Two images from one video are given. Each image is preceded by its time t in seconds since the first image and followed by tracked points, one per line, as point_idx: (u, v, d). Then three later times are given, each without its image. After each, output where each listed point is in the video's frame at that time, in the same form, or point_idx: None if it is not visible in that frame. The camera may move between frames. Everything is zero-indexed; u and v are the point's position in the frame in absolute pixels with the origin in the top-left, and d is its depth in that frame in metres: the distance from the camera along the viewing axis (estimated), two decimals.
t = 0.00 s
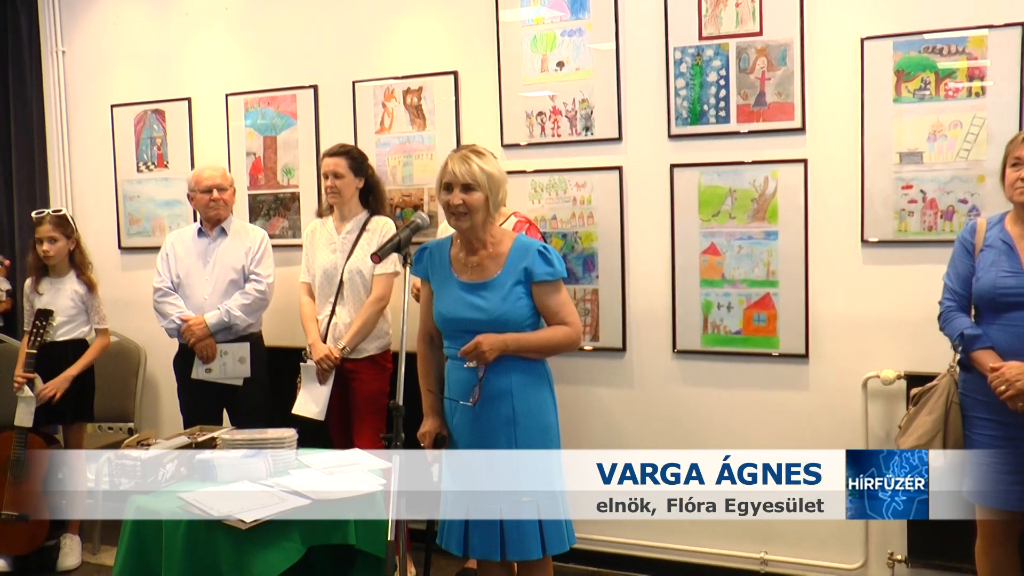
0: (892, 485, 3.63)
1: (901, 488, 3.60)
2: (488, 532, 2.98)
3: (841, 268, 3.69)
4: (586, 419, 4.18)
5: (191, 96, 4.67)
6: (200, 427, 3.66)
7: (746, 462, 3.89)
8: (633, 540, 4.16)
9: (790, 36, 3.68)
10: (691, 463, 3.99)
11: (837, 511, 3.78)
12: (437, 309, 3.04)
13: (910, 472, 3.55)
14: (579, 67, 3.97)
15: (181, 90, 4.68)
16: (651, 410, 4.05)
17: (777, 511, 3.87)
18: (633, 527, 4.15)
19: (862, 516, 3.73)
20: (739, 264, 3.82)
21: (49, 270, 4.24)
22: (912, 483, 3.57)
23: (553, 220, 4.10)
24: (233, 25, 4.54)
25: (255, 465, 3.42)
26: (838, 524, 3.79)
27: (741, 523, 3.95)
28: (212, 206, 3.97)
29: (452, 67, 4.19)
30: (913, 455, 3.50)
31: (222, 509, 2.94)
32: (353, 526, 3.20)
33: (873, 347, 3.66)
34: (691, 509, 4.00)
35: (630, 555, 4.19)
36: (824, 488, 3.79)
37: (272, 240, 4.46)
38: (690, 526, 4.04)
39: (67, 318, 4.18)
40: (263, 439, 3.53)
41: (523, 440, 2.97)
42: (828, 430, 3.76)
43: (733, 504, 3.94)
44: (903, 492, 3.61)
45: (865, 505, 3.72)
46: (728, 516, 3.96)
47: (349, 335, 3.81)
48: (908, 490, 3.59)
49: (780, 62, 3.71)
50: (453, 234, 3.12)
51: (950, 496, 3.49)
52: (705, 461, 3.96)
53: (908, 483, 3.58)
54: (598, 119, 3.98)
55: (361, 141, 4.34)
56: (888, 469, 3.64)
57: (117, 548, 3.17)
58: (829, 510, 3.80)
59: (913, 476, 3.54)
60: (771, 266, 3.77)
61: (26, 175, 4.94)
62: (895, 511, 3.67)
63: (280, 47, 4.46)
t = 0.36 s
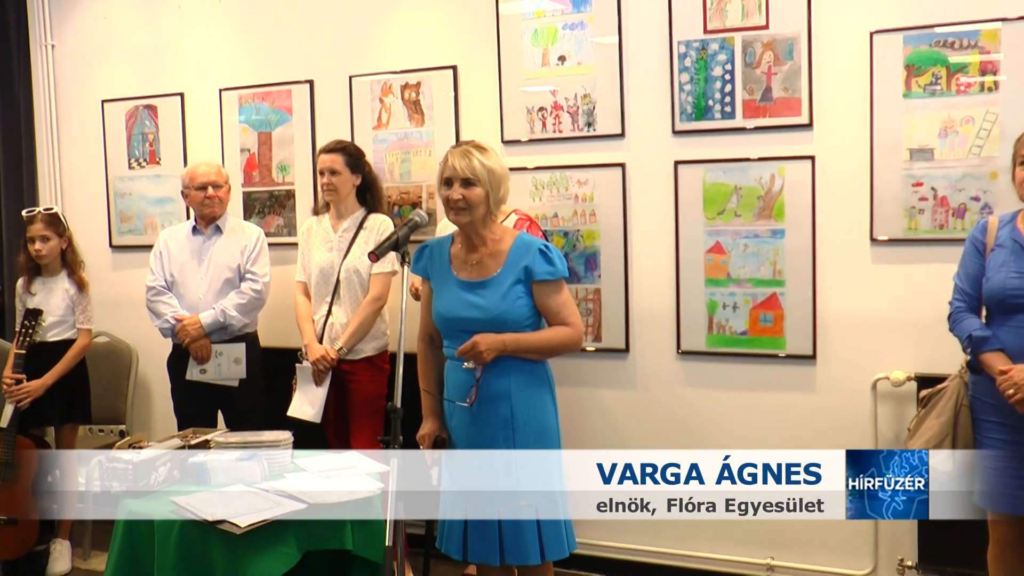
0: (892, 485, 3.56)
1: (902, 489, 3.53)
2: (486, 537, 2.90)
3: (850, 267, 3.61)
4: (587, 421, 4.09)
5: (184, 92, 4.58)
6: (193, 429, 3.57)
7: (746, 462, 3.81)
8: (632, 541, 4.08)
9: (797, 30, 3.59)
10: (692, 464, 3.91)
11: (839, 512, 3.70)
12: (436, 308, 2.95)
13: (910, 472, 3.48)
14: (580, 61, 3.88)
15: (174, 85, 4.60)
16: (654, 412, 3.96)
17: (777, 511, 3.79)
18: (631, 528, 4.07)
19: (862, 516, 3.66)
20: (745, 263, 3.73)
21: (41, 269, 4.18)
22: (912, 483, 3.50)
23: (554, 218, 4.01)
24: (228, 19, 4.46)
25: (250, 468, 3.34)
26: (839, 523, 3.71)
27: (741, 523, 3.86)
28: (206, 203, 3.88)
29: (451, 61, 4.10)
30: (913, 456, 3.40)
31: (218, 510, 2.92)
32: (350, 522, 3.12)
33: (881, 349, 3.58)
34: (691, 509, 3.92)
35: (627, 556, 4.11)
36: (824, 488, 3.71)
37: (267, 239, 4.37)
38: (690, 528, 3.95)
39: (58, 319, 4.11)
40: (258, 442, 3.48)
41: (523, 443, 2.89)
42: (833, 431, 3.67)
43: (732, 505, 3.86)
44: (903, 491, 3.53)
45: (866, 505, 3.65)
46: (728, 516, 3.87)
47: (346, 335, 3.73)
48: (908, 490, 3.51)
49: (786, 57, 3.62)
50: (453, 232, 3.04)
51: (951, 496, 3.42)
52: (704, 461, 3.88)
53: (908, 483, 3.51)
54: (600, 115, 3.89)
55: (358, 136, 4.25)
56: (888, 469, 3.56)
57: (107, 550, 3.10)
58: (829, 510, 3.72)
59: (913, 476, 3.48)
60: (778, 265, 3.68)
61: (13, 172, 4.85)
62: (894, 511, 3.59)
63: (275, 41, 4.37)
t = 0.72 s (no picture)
0: (892, 485, 3.51)
1: (902, 489, 3.49)
2: (492, 545, 2.82)
3: (865, 267, 3.52)
4: (593, 424, 4.01)
5: (185, 89, 4.50)
6: (192, 432, 3.48)
7: (746, 462, 3.74)
8: (631, 541, 4.01)
9: (811, 25, 3.50)
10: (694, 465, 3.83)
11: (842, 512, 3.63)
12: (443, 309, 2.87)
13: (910, 472, 3.46)
14: (589, 57, 3.79)
15: (173, 82, 4.52)
16: (662, 416, 3.87)
17: (777, 511, 3.72)
18: (631, 528, 3.99)
19: (862, 517, 3.60)
20: (757, 264, 3.64)
21: (42, 270, 4.09)
22: (912, 483, 3.47)
23: (563, 217, 3.91)
24: (229, 14, 4.38)
25: (251, 474, 3.25)
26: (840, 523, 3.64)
27: (741, 523, 3.79)
28: (207, 202, 3.80)
29: (457, 57, 4.01)
30: (913, 455, 3.44)
31: (219, 518, 2.92)
32: (353, 523, 3.12)
33: (897, 351, 3.49)
34: (691, 509, 3.85)
35: (626, 557, 4.03)
36: (823, 488, 3.64)
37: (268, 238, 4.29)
38: (691, 530, 3.87)
39: (58, 322, 4.03)
40: (260, 447, 3.39)
41: (530, 449, 2.79)
42: (842, 433, 3.59)
43: (732, 505, 3.79)
44: (903, 491, 3.49)
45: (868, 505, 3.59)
46: (728, 516, 3.80)
47: (349, 337, 3.65)
48: (908, 490, 3.48)
49: (801, 52, 3.53)
50: (461, 231, 2.95)
51: (951, 496, 3.39)
52: (704, 461, 3.81)
53: (908, 483, 3.48)
54: (609, 112, 3.80)
55: (361, 134, 4.16)
56: (888, 469, 3.51)
57: (106, 551, 3.10)
58: (829, 510, 3.65)
59: (913, 477, 3.45)
60: (791, 266, 3.59)
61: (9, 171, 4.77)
62: (894, 511, 3.54)
63: (277, 37, 4.29)
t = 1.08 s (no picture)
0: (892, 485, 3.45)
1: (902, 489, 3.43)
2: (497, 552, 2.70)
3: (878, 267, 3.43)
4: (597, 427, 3.92)
5: (182, 84, 4.41)
6: (188, 436, 3.39)
7: (745, 462, 3.66)
8: (630, 543, 3.93)
9: (823, 19, 3.41)
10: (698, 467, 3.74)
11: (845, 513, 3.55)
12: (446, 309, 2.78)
13: (910, 472, 3.40)
14: (596, 51, 3.70)
15: (169, 77, 4.43)
16: (668, 419, 3.78)
17: (777, 512, 3.65)
18: (630, 530, 3.91)
19: (862, 517, 3.53)
20: (767, 263, 3.55)
21: (34, 270, 3.99)
22: (912, 483, 3.42)
23: (568, 216, 3.83)
24: (227, 8, 4.29)
25: (248, 478, 3.20)
26: (844, 524, 3.56)
27: (741, 524, 3.71)
28: (204, 200, 3.72)
29: (460, 52, 3.92)
30: (913, 454, 3.39)
31: (216, 523, 2.88)
32: (353, 528, 3.07)
33: (911, 353, 3.40)
34: (691, 509, 3.77)
35: (624, 559, 3.95)
36: (824, 488, 3.57)
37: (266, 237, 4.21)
38: (692, 532, 3.79)
39: (50, 324, 3.94)
40: (256, 451, 3.29)
41: (535, 453, 2.71)
42: (850, 434, 3.51)
43: (732, 504, 3.71)
44: (903, 491, 3.43)
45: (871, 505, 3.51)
46: (728, 516, 3.72)
47: (350, 338, 3.56)
48: (908, 489, 3.42)
49: (812, 47, 3.44)
50: (466, 230, 2.86)
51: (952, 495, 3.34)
52: (704, 460, 3.73)
53: (908, 483, 3.42)
54: (616, 108, 3.71)
55: (362, 131, 4.08)
56: (888, 469, 3.45)
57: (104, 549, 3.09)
58: (829, 510, 3.58)
59: (913, 477, 3.40)
60: (802, 266, 3.50)
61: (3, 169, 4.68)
62: (895, 511, 3.47)
63: (276, 31, 4.20)
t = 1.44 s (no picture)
0: (893, 485, 3.36)
1: (902, 489, 3.33)
2: (498, 561, 2.60)
3: (887, 266, 3.34)
4: (598, 430, 3.83)
5: (176, 80, 4.33)
6: (181, 440, 3.30)
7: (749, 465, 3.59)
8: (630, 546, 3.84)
9: (832, 12, 3.33)
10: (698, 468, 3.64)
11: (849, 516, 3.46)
12: (445, 311, 2.70)
13: (910, 472, 3.32)
14: (599, 46, 3.62)
15: (163, 73, 4.35)
16: (672, 422, 3.69)
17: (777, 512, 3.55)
18: (629, 533, 3.83)
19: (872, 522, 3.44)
20: (775, 263, 3.46)
21: (20, 270, 3.93)
22: (912, 483, 3.32)
23: (571, 214, 3.74)
24: (222, 2, 4.21)
25: (243, 482, 3.13)
26: (847, 527, 3.46)
27: (747, 529, 3.62)
28: (198, 198, 3.65)
29: (460, 46, 3.84)
30: (913, 455, 3.30)
31: (210, 528, 2.80)
32: (349, 533, 3.00)
33: (922, 355, 3.31)
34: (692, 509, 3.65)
35: (623, 562, 3.86)
36: (824, 487, 3.48)
37: (261, 236, 4.13)
38: (692, 535, 3.70)
39: (37, 325, 3.87)
40: (252, 454, 3.24)
41: (538, 457, 2.62)
42: (856, 436, 3.42)
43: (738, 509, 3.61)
44: (903, 491, 3.33)
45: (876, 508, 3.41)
46: (728, 516, 3.62)
47: (347, 339, 3.48)
48: (908, 489, 3.32)
49: (821, 41, 3.35)
50: (464, 229, 2.78)
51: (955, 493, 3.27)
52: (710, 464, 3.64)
53: (908, 483, 3.33)
54: (619, 103, 3.63)
55: (359, 127, 3.99)
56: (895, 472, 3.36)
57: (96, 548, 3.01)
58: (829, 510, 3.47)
59: (913, 477, 3.31)
60: (811, 265, 3.42)
61: None
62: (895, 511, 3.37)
63: (272, 26, 4.12)
